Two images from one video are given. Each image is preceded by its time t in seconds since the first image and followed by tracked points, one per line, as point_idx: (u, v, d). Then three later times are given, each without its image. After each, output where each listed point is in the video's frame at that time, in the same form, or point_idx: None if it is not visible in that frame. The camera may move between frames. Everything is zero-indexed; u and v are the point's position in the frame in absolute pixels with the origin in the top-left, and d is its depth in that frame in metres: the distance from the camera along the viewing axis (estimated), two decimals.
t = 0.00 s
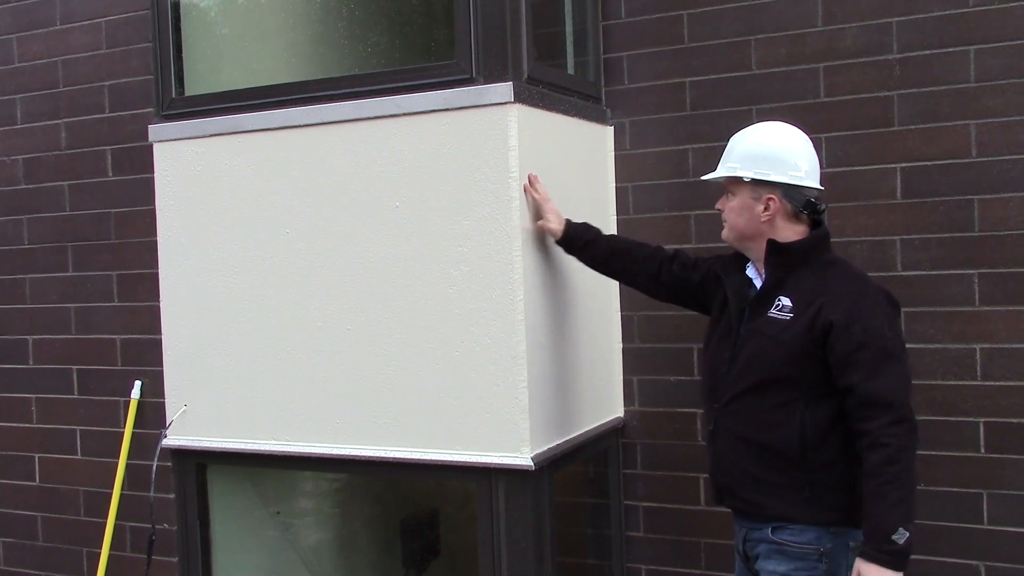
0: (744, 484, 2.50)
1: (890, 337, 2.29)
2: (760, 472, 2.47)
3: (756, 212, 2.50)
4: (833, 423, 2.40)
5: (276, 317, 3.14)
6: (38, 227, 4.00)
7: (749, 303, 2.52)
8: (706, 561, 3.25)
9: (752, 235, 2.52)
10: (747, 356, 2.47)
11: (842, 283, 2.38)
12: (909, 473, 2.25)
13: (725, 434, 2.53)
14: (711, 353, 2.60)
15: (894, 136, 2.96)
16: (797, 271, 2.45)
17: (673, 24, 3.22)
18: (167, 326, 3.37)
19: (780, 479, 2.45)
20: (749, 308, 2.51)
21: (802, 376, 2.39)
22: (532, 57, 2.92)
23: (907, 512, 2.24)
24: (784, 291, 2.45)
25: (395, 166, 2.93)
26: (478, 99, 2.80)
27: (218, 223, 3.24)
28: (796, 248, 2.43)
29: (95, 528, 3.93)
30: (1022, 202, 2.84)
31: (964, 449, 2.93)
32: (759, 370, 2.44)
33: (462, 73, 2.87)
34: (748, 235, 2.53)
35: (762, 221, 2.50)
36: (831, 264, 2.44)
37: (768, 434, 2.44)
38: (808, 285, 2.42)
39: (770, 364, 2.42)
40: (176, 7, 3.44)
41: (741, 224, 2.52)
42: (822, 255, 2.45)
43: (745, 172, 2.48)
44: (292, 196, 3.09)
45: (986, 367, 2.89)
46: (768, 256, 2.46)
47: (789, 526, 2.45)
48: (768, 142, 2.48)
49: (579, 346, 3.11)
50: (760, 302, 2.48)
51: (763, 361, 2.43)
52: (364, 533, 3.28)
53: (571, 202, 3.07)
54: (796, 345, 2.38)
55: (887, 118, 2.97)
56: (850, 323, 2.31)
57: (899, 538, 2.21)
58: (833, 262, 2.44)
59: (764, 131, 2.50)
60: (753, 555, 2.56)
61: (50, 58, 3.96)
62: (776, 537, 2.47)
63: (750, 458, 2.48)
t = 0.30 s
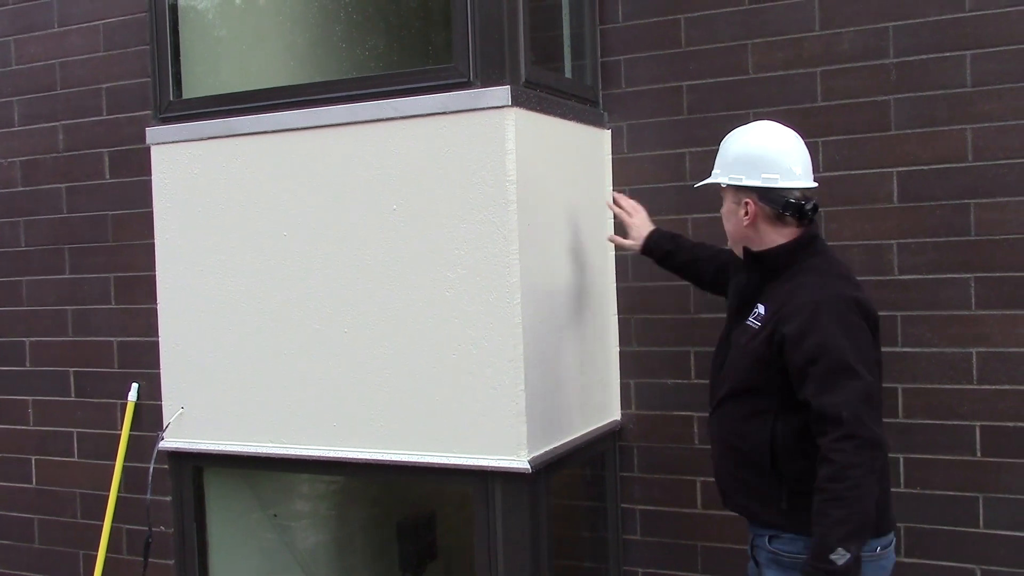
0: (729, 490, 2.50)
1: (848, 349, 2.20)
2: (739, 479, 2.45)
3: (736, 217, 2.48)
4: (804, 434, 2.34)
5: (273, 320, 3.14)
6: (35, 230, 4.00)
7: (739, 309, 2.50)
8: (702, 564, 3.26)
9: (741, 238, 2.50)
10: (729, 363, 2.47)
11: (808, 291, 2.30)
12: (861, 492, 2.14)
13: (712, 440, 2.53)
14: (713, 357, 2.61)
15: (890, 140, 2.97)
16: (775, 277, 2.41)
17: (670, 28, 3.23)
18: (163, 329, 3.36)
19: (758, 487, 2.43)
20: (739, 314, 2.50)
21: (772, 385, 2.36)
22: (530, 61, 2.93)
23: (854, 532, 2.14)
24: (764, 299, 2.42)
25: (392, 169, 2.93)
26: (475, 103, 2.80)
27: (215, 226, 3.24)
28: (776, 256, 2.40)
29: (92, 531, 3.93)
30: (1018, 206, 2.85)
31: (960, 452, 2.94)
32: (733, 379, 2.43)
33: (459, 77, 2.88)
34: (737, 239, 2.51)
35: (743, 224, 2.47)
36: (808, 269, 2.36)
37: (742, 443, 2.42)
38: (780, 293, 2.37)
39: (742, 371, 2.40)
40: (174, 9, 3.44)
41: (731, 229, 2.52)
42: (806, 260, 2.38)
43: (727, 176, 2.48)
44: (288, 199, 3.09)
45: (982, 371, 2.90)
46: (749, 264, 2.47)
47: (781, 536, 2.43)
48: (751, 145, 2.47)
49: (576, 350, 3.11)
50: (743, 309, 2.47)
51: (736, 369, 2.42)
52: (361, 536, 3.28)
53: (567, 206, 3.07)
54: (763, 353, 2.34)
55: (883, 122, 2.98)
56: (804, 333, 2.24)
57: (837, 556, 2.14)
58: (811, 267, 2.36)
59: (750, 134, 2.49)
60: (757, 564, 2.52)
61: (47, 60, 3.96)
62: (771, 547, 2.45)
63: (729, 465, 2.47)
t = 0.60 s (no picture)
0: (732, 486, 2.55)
1: (842, 366, 2.19)
2: (740, 477, 2.50)
3: (760, 224, 2.45)
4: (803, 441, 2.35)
5: (270, 323, 3.14)
6: (34, 231, 4.00)
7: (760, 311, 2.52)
8: (698, 570, 3.26)
9: (764, 244, 2.47)
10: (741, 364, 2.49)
11: (813, 303, 2.28)
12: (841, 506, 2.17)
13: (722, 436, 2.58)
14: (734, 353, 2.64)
15: (888, 146, 2.98)
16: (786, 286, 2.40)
17: (669, 33, 3.24)
18: (160, 331, 3.36)
19: (757, 486, 2.48)
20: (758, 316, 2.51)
21: (775, 391, 2.38)
22: (529, 65, 2.93)
23: (827, 544, 2.18)
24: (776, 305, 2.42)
25: (389, 173, 2.93)
26: (474, 107, 2.81)
27: (212, 228, 3.24)
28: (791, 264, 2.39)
29: (88, 533, 3.93)
30: (1015, 213, 2.85)
31: (956, 459, 2.94)
32: (739, 380, 2.46)
33: (458, 81, 2.88)
34: (761, 245, 2.48)
35: (766, 232, 2.44)
36: (819, 280, 2.33)
37: (743, 443, 2.46)
38: (788, 301, 2.36)
39: (747, 374, 2.43)
40: (175, 10, 3.46)
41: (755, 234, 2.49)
42: (819, 272, 2.35)
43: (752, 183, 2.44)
44: (286, 202, 3.09)
45: (978, 378, 2.90)
46: (765, 271, 2.47)
47: (773, 536, 2.49)
48: (777, 151, 2.43)
49: (573, 354, 3.11)
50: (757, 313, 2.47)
51: (743, 371, 2.45)
52: (357, 539, 3.29)
53: (565, 211, 3.08)
54: (764, 360, 2.36)
55: (881, 129, 2.98)
56: (800, 346, 2.24)
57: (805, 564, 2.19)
58: (822, 278, 2.33)
59: (778, 140, 2.45)
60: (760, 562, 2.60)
61: (46, 62, 3.96)
62: (767, 548, 2.51)
63: (732, 462, 2.52)
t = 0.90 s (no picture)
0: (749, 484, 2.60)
1: (857, 371, 2.23)
2: (758, 477, 2.54)
3: (788, 230, 2.47)
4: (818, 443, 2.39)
5: (267, 328, 3.14)
6: (29, 237, 4.00)
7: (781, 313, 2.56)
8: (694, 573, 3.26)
9: (790, 249, 2.50)
10: (760, 365, 2.53)
11: (832, 308, 2.33)
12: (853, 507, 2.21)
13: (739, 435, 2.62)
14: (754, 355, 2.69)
15: (882, 149, 2.99)
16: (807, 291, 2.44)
17: (663, 37, 3.24)
18: (156, 336, 3.36)
19: (773, 485, 2.52)
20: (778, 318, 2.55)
21: (791, 393, 2.42)
22: (524, 68, 2.93)
23: (841, 544, 2.22)
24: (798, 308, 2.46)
25: (384, 178, 2.94)
26: (470, 111, 2.81)
27: (208, 234, 3.24)
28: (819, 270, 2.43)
29: (83, 539, 3.92)
30: (1009, 215, 2.86)
31: (951, 461, 2.95)
32: (758, 381, 2.50)
33: (453, 85, 2.88)
34: (787, 250, 2.51)
35: (795, 239, 2.47)
36: (840, 286, 2.38)
37: (758, 443, 2.50)
38: (809, 306, 2.40)
39: (766, 376, 2.47)
40: (169, 15, 3.44)
41: (780, 240, 2.51)
42: (844, 277, 2.40)
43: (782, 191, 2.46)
44: (282, 207, 3.09)
45: (973, 380, 2.91)
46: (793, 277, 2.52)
47: (786, 531, 2.53)
48: (807, 160, 2.45)
49: (570, 358, 3.12)
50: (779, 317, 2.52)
51: (761, 372, 2.49)
52: (353, 543, 3.28)
53: (560, 214, 3.08)
54: (783, 362, 2.40)
55: (875, 132, 2.99)
56: (817, 350, 2.28)
57: (822, 564, 2.22)
58: (845, 284, 2.38)
59: (805, 148, 2.47)
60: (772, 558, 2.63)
61: (41, 67, 3.96)
62: (779, 541, 2.55)
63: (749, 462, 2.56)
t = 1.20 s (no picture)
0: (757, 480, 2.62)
1: (875, 372, 2.25)
2: (767, 474, 2.56)
3: (812, 233, 2.46)
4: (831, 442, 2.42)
5: (261, 333, 3.14)
6: (20, 242, 3.98)
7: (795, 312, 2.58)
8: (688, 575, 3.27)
9: (810, 253, 2.50)
10: (772, 364, 2.55)
11: (851, 309, 2.34)
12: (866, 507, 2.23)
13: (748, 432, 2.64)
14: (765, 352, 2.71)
15: (873, 152, 3.00)
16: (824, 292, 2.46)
17: (655, 41, 3.25)
18: (148, 341, 3.36)
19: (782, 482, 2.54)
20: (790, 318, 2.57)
21: (805, 393, 2.44)
22: (516, 73, 2.93)
23: (852, 542, 2.24)
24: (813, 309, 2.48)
25: (377, 182, 2.94)
26: (462, 116, 2.81)
27: (200, 239, 3.24)
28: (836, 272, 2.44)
29: (76, 545, 3.91)
30: (999, 217, 2.87)
31: (944, 462, 2.96)
32: (772, 380, 2.52)
33: (445, 90, 2.88)
34: (807, 253, 2.50)
35: (818, 241, 2.46)
36: (858, 287, 2.40)
37: (770, 441, 2.52)
38: (825, 307, 2.42)
39: (780, 374, 2.49)
40: (160, 20, 3.44)
41: (802, 244, 2.50)
42: (860, 279, 2.42)
43: (807, 194, 2.46)
44: (274, 212, 3.09)
45: (965, 381, 2.92)
46: (808, 278, 2.53)
47: (794, 527, 2.54)
48: (827, 163, 2.46)
49: (563, 362, 3.12)
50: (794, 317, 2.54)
51: (775, 371, 2.51)
52: (347, 547, 3.28)
53: (553, 219, 3.09)
54: (799, 362, 2.42)
55: (866, 134, 3.00)
56: (835, 351, 2.30)
57: (834, 561, 2.25)
58: (861, 287, 2.40)
59: (825, 151, 2.48)
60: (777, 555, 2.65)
61: (33, 73, 3.95)
62: (785, 538, 2.57)
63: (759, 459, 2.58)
